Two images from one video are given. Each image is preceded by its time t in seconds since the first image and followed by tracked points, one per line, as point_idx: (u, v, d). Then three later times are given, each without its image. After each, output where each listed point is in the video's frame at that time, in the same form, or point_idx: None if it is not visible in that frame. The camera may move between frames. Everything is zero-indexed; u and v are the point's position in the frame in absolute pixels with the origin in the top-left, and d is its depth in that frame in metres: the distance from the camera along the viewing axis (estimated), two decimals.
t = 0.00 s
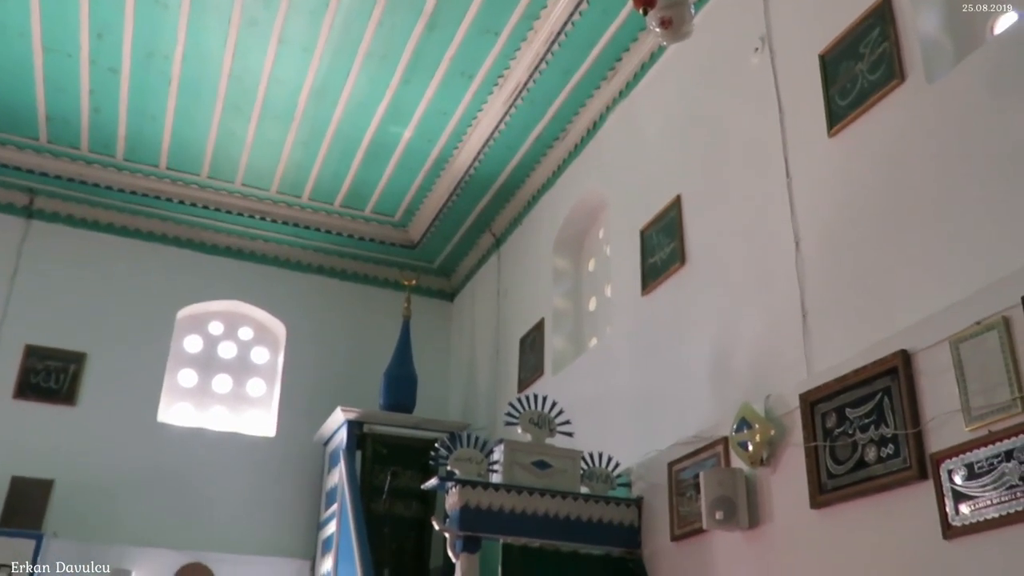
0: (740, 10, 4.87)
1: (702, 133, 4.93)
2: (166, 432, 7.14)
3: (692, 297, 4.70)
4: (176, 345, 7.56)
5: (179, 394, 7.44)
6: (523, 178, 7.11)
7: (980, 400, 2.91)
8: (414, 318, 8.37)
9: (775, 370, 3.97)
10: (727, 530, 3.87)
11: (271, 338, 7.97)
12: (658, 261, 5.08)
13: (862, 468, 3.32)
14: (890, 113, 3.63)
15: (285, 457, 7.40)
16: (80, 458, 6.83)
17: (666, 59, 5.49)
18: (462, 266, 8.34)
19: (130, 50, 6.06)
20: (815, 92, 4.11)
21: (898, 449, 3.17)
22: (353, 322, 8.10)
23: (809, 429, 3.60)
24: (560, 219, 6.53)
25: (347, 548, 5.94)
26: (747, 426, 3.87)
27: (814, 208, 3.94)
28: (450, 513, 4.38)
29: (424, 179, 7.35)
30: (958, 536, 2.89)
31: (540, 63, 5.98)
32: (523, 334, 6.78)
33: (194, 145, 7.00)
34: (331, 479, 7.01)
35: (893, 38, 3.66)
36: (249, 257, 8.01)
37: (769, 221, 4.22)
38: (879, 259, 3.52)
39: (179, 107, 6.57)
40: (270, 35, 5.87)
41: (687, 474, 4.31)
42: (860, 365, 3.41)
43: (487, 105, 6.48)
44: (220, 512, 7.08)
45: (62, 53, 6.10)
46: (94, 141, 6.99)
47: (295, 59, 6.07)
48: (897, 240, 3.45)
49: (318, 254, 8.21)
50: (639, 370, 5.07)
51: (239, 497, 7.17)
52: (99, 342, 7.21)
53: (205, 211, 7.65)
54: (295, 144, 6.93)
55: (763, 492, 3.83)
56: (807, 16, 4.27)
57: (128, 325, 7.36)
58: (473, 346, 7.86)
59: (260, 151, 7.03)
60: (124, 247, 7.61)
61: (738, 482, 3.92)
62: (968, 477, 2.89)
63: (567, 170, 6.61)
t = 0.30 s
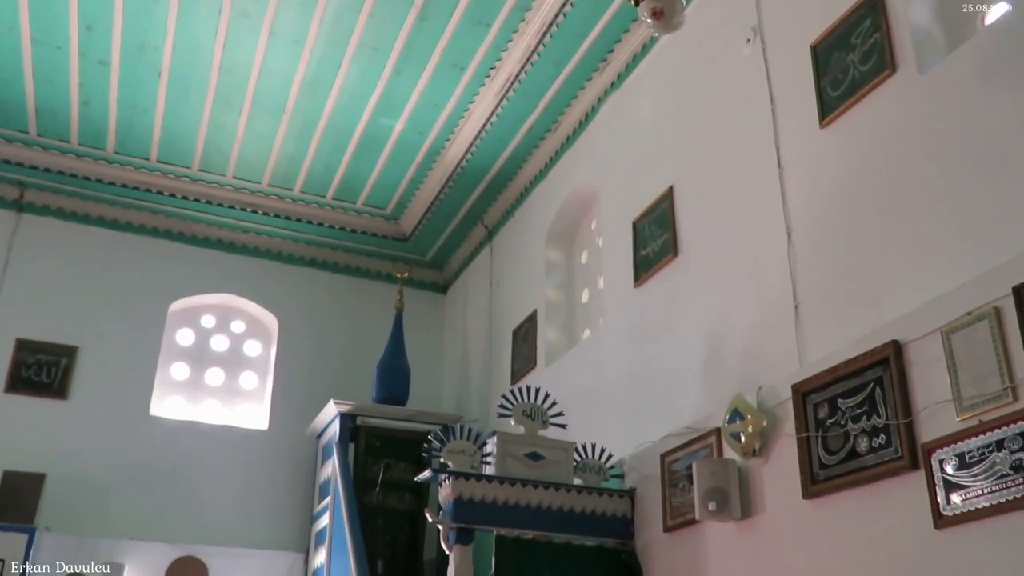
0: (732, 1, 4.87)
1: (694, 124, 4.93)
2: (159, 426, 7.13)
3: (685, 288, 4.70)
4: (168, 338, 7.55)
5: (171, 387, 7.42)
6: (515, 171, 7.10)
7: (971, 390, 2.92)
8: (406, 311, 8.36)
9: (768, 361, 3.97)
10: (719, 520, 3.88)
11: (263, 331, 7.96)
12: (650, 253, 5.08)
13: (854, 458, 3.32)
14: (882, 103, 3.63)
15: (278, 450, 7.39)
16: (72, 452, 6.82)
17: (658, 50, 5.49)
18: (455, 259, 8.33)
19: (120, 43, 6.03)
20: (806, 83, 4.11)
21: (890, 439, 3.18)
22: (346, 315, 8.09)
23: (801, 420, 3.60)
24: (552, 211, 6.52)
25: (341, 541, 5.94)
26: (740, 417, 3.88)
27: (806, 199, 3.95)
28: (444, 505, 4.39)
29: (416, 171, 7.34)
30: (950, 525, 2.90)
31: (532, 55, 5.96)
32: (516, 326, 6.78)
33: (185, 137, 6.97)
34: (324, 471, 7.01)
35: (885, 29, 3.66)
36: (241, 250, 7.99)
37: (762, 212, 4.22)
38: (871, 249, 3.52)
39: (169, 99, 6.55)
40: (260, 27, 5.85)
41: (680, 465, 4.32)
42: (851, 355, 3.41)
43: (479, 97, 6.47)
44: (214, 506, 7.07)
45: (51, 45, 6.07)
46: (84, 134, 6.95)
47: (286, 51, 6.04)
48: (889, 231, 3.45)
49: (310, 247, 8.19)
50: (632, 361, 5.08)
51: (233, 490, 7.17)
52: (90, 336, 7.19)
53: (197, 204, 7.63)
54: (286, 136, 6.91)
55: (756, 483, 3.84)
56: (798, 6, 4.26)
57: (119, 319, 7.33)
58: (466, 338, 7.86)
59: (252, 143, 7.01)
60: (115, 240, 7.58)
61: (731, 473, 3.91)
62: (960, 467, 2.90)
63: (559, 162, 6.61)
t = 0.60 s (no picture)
0: None
1: (687, 118, 4.93)
2: (150, 420, 7.11)
3: (677, 282, 4.71)
4: (159, 332, 7.53)
5: (162, 382, 7.41)
6: (507, 165, 7.09)
7: (961, 383, 2.93)
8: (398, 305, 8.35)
9: (759, 355, 3.98)
10: (711, 514, 3.89)
11: (255, 325, 7.94)
12: (642, 247, 5.08)
13: (845, 452, 3.34)
14: (874, 98, 3.64)
15: (270, 444, 7.39)
16: (63, 446, 6.80)
17: (651, 44, 5.49)
18: (447, 253, 8.33)
19: (110, 36, 6.00)
20: (798, 77, 4.11)
21: (880, 433, 3.20)
22: (338, 310, 8.08)
23: (792, 414, 3.61)
24: (545, 205, 6.52)
25: (333, 535, 5.94)
26: (731, 411, 3.89)
27: (799, 192, 3.95)
28: (436, 500, 4.39)
29: (409, 165, 7.33)
30: (939, 519, 2.91)
31: (524, 48, 5.95)
32: (508, 320, 6.78)
33: (177, 131, 6.95)
34: (316, 465, 7.00)
35: (876, 23, 3.67)
36: (232, 244, 7.97)
37: (753, 206, 4.22)
38: (862, 244, 3.53)
39: (160, 92, 6.52)
40: (252, 21, 5.82)
41: (672, 459, 4.33)
42: (842, 350, 3.43)
43: (471, 90, 6.46)
44: (205, 500, 7.07)
45: (41, 38, 6.04)
46: (75, 127, 6.92)
47: (277, 44, 6.03)
48: (880, 225, 3.46)
49: (302, 241, 8.18)
50: (624, 355, 5.08)
51: (225, 485, 7.16)
52: (81, 331, 7.17)
53: (188, 198, 7.60)
54: (278, 130, 6.89)
55: (747, 477, 3.85)
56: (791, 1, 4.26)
57: (111, 313, 7.31)
58: (458, 332, 7.86)
59: (243, 137, 6.99)
60: (106, 234, 7.55)
61: (722, 467, 3.92)
62: (949, 460, 2.91)
63: (552, 156, 6.60)
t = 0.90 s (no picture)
0: None
1: (679, 110, 4.93)
2: (142, 413, 7.10)
3: (669, 275, 4.72)
4: (151, 325, 7.51)
5: (154, 374, 7.39)
6: (499, 157, 7.09)
7: (951, 374, 2.95)
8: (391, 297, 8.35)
9: (751, 347, 4.00)
10: (703, 505, 3.91)
11: (247, 318, 7.93)
12: (634, 239, 5.09)
13: (836, 443, 3.35)
14: (865, 90, 3.64)
15: (262, 437, 7.38)
16: (55, 439, 6.78)
17: (643, 36, 5.48)
18: (439, 245, 8.32)
19: (101, 27, 5.97)
20: (790, 70, 4.12)
21: (872, 424, 3.21)
22: (330, 302, 8.07)
23: (784, 405, 3.63)
24: (537, 197, 6.52)
25: (326, 527, 5.94)
26: (723, 403, 3.90)
27: (791, 185, 3.96)
28: (429, 492, 4.40)
29: (401, 157, 7.32)
30: (930, 510, 2.93)
31: (516, 40, 5.94)
32: (500, 313, 6.78)
33: (167, 123, 6.92)
34: (309, 458, 7.00)
35: (869, 16, 3.67)
36: (224, 236, 7.94)
37: (746, 198, 4.23)
38: (854, 236, 3.54)
39: (151, 84, 6.49)
40: (243, 12, 5.80)
41: (664, 451, 4.34)
42: (833, 341, 3.44)
43: (463, 82, 6.45)
44: (198, 493, 7.06)
45: (31, 29, 6.00)
46: (65, 119, 6.89)
47: (268, 36, 6.01)
48: (872, 217, 3.47)
49: (294, 234, 8.16)
50: (616, 347, 5.09)
51: (217, 478, 7.16)
52: (73, 324, 7.15)
53: (179, 190, 7.58)
54: (270, 122, 6.87)
55: (739, 469, 3.86)
56: None
57: (102, 306, 7.29)
58: (450, 324, 7.86)
59: (235, 129, 6.97)
60: (97, 227, 7.53)
61: (714, 459, 3.94)
62: (940, 451, 2.93)
63: (544, 148, 6.60)
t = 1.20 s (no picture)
0: None
1: (671, 104, 4.93)
2: (135, 408, 7.09)
3: (662, 268, 4.72)
4: (143, 320, 7.49)
5: (146, 369, 7.38)
6: (492, 151, 7.08)
7: (943, 367, 2.95)
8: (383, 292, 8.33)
9: (743, 341, 4.00)
10: (695, 498, 3.92)
11: (239, 312, 7.92)
12: (627, 233, 5.09)
13: (828, 436, 3.36)
14: (858, 84, 3.65)
15: (255, 431, 7.37)
16: (47, 434, 6.76)
17: (636, 30, 5.48)
18: (432, 239, 8.31)
19: (91, 21, 5.94)
20: (782, 63, 4.12)
21: (864, 417, 3.22)
22: (323, 296, 8.06)
23: (776, 399, 3.64)
24: (530, 191, 6.51)
25: (319, 522, 5.94)
26: (715, 396, 3.91)
27: (783, 178, 3.96)
28: (422, 486, 4.40)
29: (393, 151, 7.31)
30: (921, 502, 2.94)
31: (509, 34, 5.93)
32: (493, 307, 6.78)
33: (159, 117, 6.89)
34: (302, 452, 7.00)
35: (860, 10, 3.68)
36: (216, 231, 7.92)
37: (738, 192, 4.23)
38: (846, 230, 3.55)
39: (142, 78, 6.47)
40: (234, 6, 5.78)
41: (657, 444, 4.34)
42: (825, 335, 3.45)
43: (456, 76, 6.44)
44: (191, 487, 7.05)
45: (21, 22, 5.97)
46: (56, 113, 6.86)
47: (260, 30, 5.99)
48: (864, 210, 3.48)
49: (287, 228, 8.14)
50: (609, 341, 5.10)
51: (210, 472, 7.15)
52: (65, 319, 7.12)
53: (171, 184, 7.55)
54: (262, 116, 6.85)
55: (732, 462, 3.87)
56: None
57: (94, 300, 7.27)
58: (443, 319, 7.85)
59: (227, 123, 6.95)
60: (89, 221, 7.50)
61: (706, 452, 3.95)
62: (931, 444, 2.94)
63: (537, 142, 6.59)
